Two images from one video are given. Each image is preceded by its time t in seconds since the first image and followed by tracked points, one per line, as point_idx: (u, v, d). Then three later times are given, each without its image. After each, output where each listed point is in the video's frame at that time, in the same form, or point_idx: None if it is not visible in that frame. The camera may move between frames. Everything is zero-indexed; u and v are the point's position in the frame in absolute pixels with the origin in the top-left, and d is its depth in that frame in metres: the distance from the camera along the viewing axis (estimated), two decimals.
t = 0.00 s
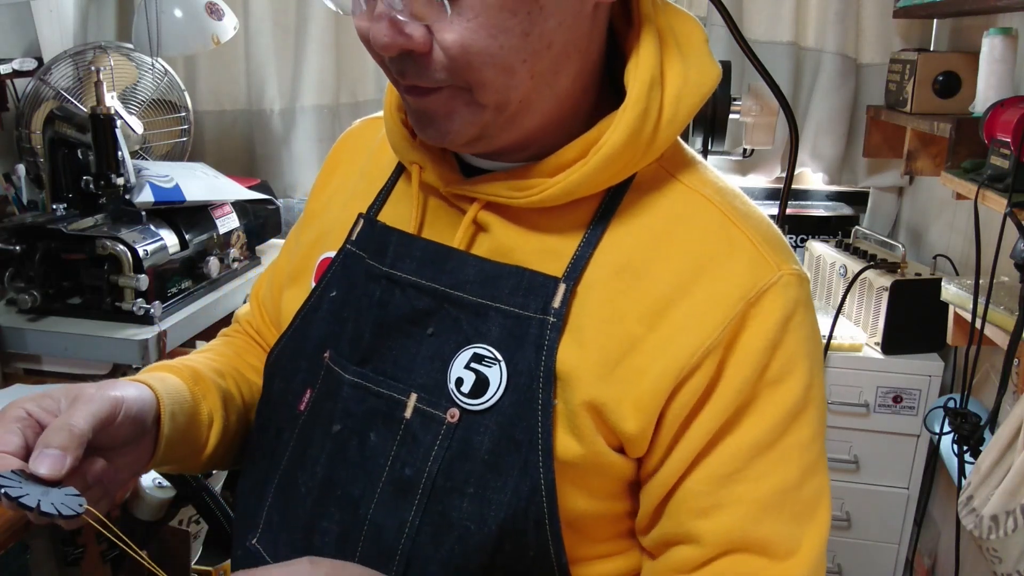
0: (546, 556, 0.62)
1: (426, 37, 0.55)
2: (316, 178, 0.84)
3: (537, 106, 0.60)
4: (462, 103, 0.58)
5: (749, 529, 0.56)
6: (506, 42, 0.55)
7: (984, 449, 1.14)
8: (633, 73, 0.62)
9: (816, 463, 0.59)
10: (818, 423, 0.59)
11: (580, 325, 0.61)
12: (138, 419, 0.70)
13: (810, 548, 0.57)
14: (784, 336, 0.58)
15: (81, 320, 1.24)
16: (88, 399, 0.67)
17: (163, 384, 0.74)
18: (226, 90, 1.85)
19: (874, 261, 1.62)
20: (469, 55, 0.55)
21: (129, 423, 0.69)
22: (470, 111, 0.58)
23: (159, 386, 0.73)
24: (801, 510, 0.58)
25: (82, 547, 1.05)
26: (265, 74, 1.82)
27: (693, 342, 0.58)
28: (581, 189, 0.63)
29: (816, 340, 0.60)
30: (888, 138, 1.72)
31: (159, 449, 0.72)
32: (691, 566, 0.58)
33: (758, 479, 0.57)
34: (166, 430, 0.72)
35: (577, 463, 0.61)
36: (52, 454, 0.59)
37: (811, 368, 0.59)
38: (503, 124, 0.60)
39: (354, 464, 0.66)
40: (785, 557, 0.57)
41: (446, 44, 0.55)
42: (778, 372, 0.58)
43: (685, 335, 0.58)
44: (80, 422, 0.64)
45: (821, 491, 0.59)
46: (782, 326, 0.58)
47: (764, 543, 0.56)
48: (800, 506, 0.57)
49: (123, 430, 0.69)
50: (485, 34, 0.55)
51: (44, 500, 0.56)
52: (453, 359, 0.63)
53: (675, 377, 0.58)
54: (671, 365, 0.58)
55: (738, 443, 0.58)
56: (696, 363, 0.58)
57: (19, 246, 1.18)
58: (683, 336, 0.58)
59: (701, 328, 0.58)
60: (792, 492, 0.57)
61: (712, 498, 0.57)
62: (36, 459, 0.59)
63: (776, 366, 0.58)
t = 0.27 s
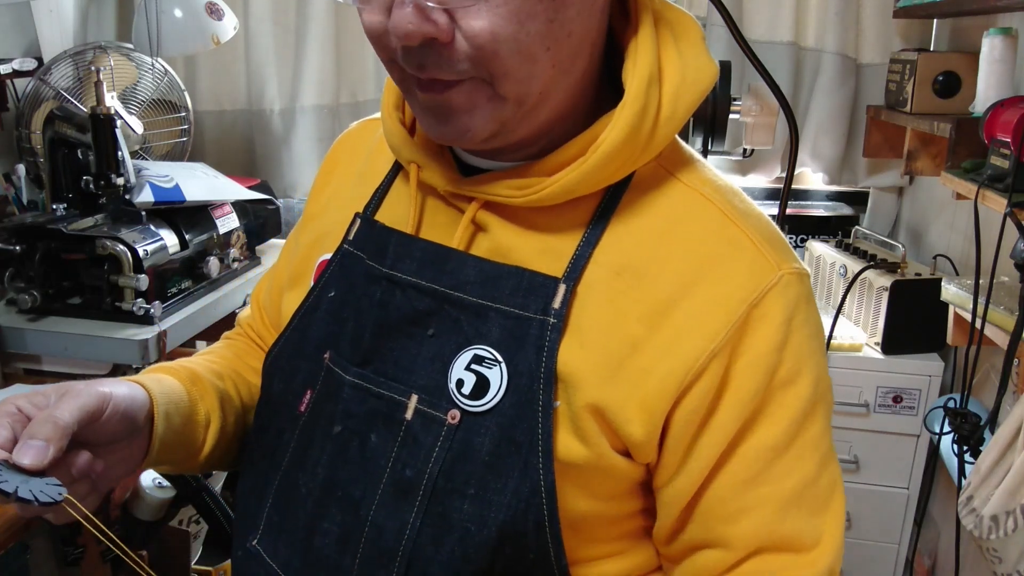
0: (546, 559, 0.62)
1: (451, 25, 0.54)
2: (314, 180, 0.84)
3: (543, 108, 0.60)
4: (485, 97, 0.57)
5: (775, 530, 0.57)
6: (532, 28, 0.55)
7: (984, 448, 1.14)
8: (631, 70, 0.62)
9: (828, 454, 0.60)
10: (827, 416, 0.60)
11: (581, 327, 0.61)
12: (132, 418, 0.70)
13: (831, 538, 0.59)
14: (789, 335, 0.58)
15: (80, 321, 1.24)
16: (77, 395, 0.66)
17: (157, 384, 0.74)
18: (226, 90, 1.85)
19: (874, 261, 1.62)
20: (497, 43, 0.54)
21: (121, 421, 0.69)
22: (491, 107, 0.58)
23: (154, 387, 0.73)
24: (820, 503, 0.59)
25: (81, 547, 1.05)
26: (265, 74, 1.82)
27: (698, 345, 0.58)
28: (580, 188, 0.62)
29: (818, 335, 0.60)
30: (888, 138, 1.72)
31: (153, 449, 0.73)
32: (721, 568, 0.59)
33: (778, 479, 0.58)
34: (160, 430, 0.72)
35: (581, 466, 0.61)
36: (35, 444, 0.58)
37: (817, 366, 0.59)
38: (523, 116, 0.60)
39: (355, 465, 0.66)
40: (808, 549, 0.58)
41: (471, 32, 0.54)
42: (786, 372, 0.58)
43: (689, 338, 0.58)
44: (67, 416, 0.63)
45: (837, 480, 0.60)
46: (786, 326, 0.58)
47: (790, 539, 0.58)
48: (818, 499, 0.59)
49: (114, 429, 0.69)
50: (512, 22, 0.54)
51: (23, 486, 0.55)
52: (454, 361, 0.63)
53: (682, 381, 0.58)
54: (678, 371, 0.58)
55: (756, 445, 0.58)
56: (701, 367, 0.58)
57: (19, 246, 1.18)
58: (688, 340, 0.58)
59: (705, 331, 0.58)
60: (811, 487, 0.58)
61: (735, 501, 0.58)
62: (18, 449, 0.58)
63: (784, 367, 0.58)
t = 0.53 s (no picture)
0: (549, 561, 0.62)
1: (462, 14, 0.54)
2: (314, 179, 0.84)
3: (549, 108, 0.60)
4: (494, 94, 0.57)
5: (797, 524, 0.57)
6: (544, 21, 0.55)
7: (984, 449, 1.14)
8: (634, 70, 0.62)
9: (839, 443, 0.60)
10: (835, 407, 0.60)
11: (584, 327, 0.61)
12: (97, 378, 0.70)
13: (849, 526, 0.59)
14: (797, 332, 0.58)
15: (80, 321, 1.24)
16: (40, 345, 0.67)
17: (131, 351, 0.74)
18: (227, 90, 1.85)
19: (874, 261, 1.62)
20: (509, 34, 0.54)
21: (85, 377, 0.69)
22: (502, 104, 0.58)
23: (127, 353, 0.74)
24: (836, 494, 0.59)
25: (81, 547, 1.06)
26: (265, 74, 1.82)
27: (705, 346, 0.57)
28: (583, 187, 0.62)
29: (822, 329, 0.61)
30: (888, 138, 1.72)
31: (119, 414, 0.72)
32: (747, 565, 0.59)
33: (797, 475, 0.58)
34: (127, 394, 0.72)
35: (586, 465, 0.61)
36: None
37: (824, 361, 0.59)
38: (528, 117, 0.60)
39: (357, 465, 0.66)
40: (828, 538, 0.59)
41: (483, 22, 0.54)
42: (797, 369, 0.58)
43: (696, 339, 0.58)
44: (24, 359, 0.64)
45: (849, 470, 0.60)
46: (794, 323, 0.58)
47: (811, 532, 0.58)
48: (833, 488, 0.59)
49: (77, 384, 0.69)
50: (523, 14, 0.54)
51: None
52: (456, 361, 0.63)
53: (692, 383, 0.57)
54: (686, 372, 0.58)
55: (771, 443, 0.58)
56: (710, 368, 0.57)
57: (19, 246, 1.18)
58: (696, 339, 0.58)
59: (713, 332, 0.58)
60: (827, 478, 0.58)
61: (753, 498, 0.58)
62: None
63: (795, 364, 0.58)
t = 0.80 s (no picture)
0: (549, 562, 0.61)
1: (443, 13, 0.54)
2: (315, 175, 0.84)
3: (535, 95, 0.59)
4: (441, 92, 0.58)
5: (798, 526, 0.57)
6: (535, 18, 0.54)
7: (984, 449, 1.14)
8: (639, 70, 0.61)
9: (841, 445, 0.60)
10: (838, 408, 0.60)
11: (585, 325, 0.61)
12: (75, 358, 0.71)
13: (851, 531, 0.59)
14: (801, 334, 0.58)
15: (80, 321, 1.24)
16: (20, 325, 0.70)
17: (119, 335, 0.75)
18: (227, 90, 1.85)
19: (874, 261, 1.62)
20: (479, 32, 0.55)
21: (63, 357, 0.70)
22: (449, 102, 0.58)
23: (113, 336, 0.75)
24: (838, 496, 0.59)
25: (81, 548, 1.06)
26: (265, 74, 1.82)
27: (707, 347, 0.57)
28: (587, 185, 0.62)
29: (825, 330, 0.61)
30: (888, 138, 1.72)
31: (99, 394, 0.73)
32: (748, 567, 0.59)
33: (799, 476, 0.57)
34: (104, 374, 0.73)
35: (587, 465, 0.61)
36: None
37: (828, 363, 0.59)
38: (487, 119, 0.59)
39: (356, 464, 0.65)
40: (830, 542, 0.58)
41: (455, 21, 0.54)
42: (801, 371, 0.58)
43: (698, 339, 0.58)
44: None
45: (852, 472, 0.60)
46: (798, 324, 0.58)
47: (812, 534, 0.57)
48: (836, 491, 0.59)
49: (54, 364, 0.70)
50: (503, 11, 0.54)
51: None
52: (455, 359, 0.63)
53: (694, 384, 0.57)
54: (689, 371, 0.57)
55: (773, 444, 0.58)
56: (713, 369, 0.57)
57: (19, 246, 1.18)
58: (698, 340, 0.58)
59: (716, 333, 0.57)
60: (829, 480, 0.58)
61: (754, 500, 0.58)
62: None
63: (799, 366, 0.58)
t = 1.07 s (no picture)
0: (541, 563, 0.60)
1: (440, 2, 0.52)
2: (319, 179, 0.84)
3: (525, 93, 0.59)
4: (417, 88, 0.58)
5: (795, 527, 0.56)
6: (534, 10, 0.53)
7: (983, 448, 1.14)
8: (630, 67, 0.60)
9: (839, 445, 0.59)
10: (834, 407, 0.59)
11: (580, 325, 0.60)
12: (85, 404, 0.71)
13: (850, 531, 0.58)
14: (796, 334, 0.57)
15: (80, 320, 1.24)
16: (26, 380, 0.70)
17: (124, 374, 0.75)
18: (227, 90, 1.85)
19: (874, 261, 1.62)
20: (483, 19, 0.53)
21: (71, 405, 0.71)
22: (423, 98, 0.58)
23: (118, 375, 0.74)
24: (836, 495, 0.58)
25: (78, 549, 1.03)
26: (265, 74, 1.82)
27: (700, 347, 0.56)
28: (578, 183, 0.61)
29: (822, 328, 0.60)
30: (888, 138, 1.72)
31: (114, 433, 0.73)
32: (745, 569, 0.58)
33: (796, 477, 0.57)
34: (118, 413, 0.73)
35: (580, 468, 0.59)
36: None
37: (824, 362, 0.58)
38: (466, 116, 0.59)
39: (350, 467, 0.64)
40: (828, 543, 0.57)
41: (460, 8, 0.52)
42: (797, 372, 0.57)
43: (690, 340, 0.57)
44: None
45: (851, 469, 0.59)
46: (794, 324, 0.57)
47: (811, 535, 0.57)
48: (834, 492, 0.58)
49: (65, 414, 0.70)
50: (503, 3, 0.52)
51: None
52: (447, 361, 0.61)
53: (687, 385, 0.56)
54: (682, 372, 0.56)
55: (769, 446, 0.57)
56: (707, 371, 0.56)
57: (19, 246, 1.18)
58: (690, 341, 0.57)
59: (709, 334, 0.56)
60: (827, 479, 0.57)
61: (751, 501, 0.57)
62: None
63: (794, 367, 0.57)
